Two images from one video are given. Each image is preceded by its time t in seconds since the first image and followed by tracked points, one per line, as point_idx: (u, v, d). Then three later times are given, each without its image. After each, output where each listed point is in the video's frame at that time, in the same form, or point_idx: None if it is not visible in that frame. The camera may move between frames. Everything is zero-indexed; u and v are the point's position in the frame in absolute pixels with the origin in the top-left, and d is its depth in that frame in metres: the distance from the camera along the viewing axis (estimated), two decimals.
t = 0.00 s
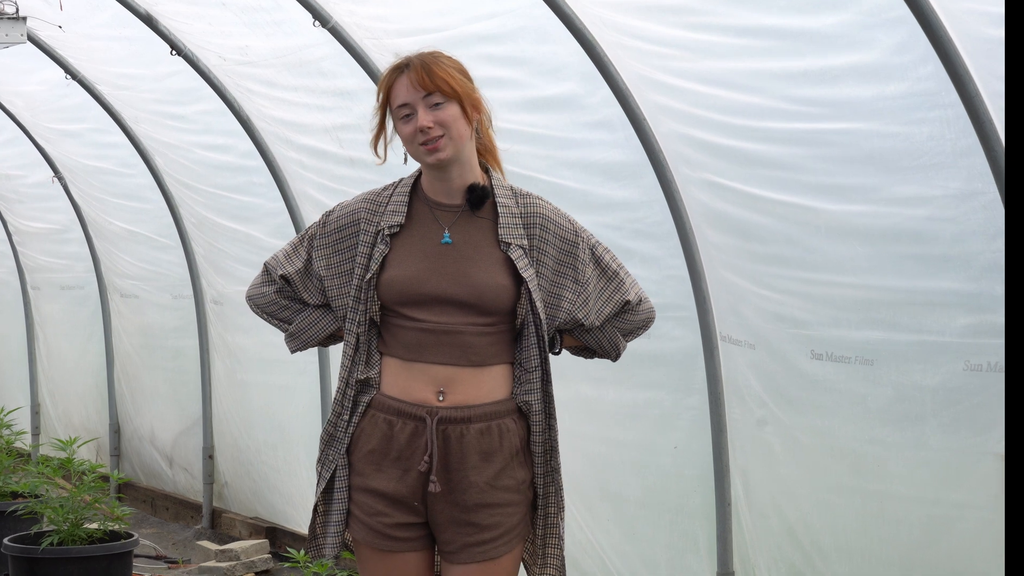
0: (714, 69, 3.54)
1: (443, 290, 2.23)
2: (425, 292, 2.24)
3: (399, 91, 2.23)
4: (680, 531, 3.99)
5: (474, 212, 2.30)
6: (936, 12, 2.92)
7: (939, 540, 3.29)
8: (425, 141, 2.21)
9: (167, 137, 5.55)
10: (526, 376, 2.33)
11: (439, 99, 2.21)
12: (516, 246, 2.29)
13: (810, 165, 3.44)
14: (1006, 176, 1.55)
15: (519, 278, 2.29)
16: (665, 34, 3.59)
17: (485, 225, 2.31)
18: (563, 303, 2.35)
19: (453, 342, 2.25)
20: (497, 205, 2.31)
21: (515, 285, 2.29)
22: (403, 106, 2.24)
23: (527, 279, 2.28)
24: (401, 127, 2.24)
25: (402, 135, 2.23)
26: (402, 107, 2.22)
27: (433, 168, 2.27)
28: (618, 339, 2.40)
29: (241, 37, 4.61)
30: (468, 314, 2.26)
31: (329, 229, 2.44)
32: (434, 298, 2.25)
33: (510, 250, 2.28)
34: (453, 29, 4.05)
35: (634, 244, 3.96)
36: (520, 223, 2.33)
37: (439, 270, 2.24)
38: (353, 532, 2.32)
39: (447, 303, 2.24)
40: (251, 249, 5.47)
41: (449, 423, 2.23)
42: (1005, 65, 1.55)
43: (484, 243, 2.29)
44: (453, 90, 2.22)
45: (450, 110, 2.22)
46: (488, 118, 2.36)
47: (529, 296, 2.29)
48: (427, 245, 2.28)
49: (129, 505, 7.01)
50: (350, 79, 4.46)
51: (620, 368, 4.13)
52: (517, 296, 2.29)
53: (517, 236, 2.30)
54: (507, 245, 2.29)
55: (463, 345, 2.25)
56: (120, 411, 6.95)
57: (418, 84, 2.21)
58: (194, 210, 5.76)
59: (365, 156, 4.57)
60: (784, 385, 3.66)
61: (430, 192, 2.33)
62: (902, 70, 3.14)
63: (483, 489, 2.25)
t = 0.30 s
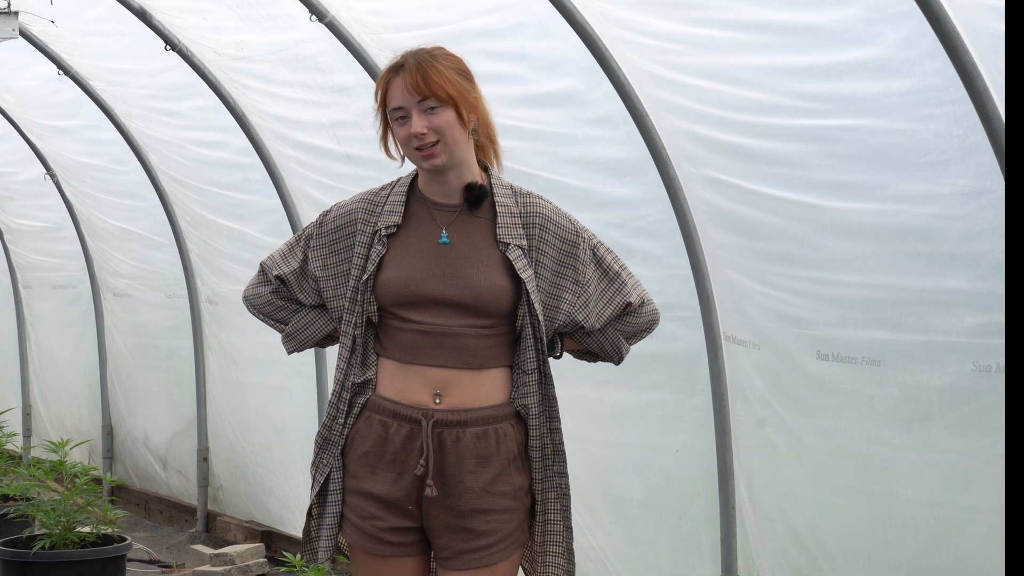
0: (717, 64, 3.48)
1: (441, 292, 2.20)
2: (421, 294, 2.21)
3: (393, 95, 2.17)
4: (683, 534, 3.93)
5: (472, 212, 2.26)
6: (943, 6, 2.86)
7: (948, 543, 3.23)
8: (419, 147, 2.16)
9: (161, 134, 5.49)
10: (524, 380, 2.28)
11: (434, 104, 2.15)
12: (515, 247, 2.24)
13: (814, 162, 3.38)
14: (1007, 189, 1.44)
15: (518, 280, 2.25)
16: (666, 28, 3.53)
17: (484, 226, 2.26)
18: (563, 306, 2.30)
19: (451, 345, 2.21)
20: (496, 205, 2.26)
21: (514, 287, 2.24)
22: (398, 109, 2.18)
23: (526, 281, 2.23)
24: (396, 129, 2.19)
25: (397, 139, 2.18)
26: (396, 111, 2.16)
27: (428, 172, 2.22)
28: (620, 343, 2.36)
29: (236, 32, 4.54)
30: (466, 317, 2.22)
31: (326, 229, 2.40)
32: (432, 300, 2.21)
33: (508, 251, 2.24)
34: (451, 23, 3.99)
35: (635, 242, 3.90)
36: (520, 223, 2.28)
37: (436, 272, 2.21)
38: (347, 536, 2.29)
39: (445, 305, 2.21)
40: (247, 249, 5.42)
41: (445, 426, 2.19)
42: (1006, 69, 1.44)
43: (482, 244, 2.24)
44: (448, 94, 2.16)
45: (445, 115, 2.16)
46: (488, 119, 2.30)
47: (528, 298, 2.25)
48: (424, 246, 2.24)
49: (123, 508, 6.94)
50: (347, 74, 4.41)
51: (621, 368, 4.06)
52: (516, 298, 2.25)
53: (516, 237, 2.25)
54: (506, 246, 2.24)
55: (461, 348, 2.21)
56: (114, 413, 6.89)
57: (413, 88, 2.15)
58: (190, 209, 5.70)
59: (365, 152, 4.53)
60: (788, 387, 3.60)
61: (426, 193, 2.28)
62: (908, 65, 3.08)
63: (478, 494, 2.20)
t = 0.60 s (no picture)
0: (722, 57, 3.40)
1: (438, 290, 2.12)
2: (417, 292, 2.13)
3: (394, 86, 2.10)
4: (687, 538, 3.86)
5: (471, 208, 2.18)
6: None
7: (959, 549, 3.15)
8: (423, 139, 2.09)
9: (154, 129, 5.40)
10: (523, 382, 2.19)
11: (437, 95, 2.09)
12: (514, 244, 2.16)
13: (822, 158, 3.30)
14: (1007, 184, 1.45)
15: (518, 278, 2.17)
16: (670, 20, 3.44)
17: (483, 222, 2.18)
18: (563, 304, 2.22)
19: (448, 344, 2.13)
20: (495, 200, 2.18)
21: (512, 285, 2.16)
22: (399, 101, 2.11)
23: (525, 279, 2.15)
24: (397, 122, 2.12)
25: (398, 131, 2.11)
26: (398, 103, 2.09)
27: (429, 166, 2.15)
28: (623, 344, 2.27)
29: (230, 23, 4.43)
30: (464, 316, 2.14)
31: (323, 225, 2.33)
32: (429, 299, 2.14)
33: (507, 249, 2.16)
34: (451, 15, 3.91)
35: (639, 240, 3.82)
36: (519, 220, 2.20)
37: (433, 269, 2.13)
38: (343, 540, 2.22)
39: (442, 304, 2.13)
40: (242, 246, 5.35)
41: (441, 427, 2.12)
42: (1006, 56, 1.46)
43: (480, 241, 2.16)
44: (451, 86, 2.09)
45: (448, 107, 2.09)
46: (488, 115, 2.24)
47: (528, 297, 2.17)
48: (421, 243, 2.17)
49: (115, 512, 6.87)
50: (345, 68, 4.34)
51: (625, 369, 3.99)
52: (516, 297, 2.17)
53: (515, 234, 2.17)
54: (504, 243, 2.16)
55: (458, 348, 2.14)
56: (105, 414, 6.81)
57: (416, 79, 2.08)
58: (183, 206, 5.62)
59: (361, 148, 4.46)
60: (796, 388, 3.52)
61: (425, 188, 2.20)
62: (919, 58, 3.00)
63: (475, 497, 2.13)
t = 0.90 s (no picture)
0: (726, 52, 3.35)
1: (429, 278, 2.10)
2: (409, 282, 2.11)
3: (419, 59, 2.10)
4: (691, 540, 3.81)
5: (461, 193, 2.17)
6: None
7: (966, 550, 3.11)
8: (430, 118, 2.08)
9: (151, 125, 5.36)
10: (520, 370, 2.17)
11: (457, 81, 2.10)
12: (506, 230, 2.15)
13: (828, 154, 3.25)
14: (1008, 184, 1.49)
15: (510, 265, 2.15)
16: (674, 15, 3.39)
17: (473, 206, 2.17)
18: (557, 289, 2.20)
19: (443, 334, 2.11)
20: (485, 185, 2.18)
21: (505, 271, 2.15)
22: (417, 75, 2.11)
23: (517, 265, 2.13)
24: (407, 95, 2.11)
25: (406, 103, 2.10)
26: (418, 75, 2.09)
27: (427, 151, 2.14)
28: (622, 327, 2.23)
29: (227, 19, 4.39)
30: (457, 305, 2.12)
31: (313, 218, 2.30)
32: (420, 288, 2.11)
33: (499, 235, 2.14)
34: (451, 10, 3.86)
35: (642, 238, 3.78)
36: (510, 206, 2.18)
37: (422, 256, 2.11)
38: (355, 543, 2.20)
39: (434, 292, 2.11)
40: (239, 244, 5.31)
41: (445, 421, 2.10)
42: (1006, 50, 1.50)
43: (472, 228, 2.15)
44: (472, 77, 2.11)
45: (463, 96, 2.10)
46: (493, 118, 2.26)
47: (520, 284, 2.15)
48: (411, 231, 2.14)
49: (110, 513, 6.83)
50: (344, 64, 4.30)
51: (627, 368, 3.94)
52: (509, 283, 2.15)
53: (506, 220, 2.16)
54: (496, 229, 2.15)
55: (454, 336, 2.12)
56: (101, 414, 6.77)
57: (442, 57, 2.09)
58: (179, 203, 5.58)
59: (360, 145, 4.43)
60: (800, 388, 3.48)
61: (416, 174, 2.19)
62: (926, 54, 2.96)
63: (484, 489, 2.11)
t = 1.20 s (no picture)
0: (731, 46, 3.29)
1: (423, 278, 2.11)
2: (403, 285, 2.12)
3: (445, 58, 2.11)
4: (696, 544, 3.75)
5: (449, 191, 2.19)
6: None
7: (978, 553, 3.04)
8: (441, 119, 2.10)
9: (145, 121, 5.29)
10: (522, 366, 2.20)
11: (474, 89, 2.13)
12: (497, 225, 2.17)
13: (836, 150, 3.19)
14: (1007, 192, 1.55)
15: (504, 259, 2.17)
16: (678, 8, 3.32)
17: (462, 202, 2.20)
18: (555, 280, 2.23)
19: (443, 336, 2.13)
20: (473, 181, 2.20)
21: (499, 266, 2.16)
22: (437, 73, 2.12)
23: (511, 259, 2.15)
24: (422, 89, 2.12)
25: (420, 98, 2.11)
26: (440, 74, 2.10)
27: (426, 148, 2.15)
28: (623, 313, 2.27)
29: (222, 11, 4.32)
30: (454, 304, 2.14)
31: (301, 227, 2.30)
32: (415, 290, 2.13)
33: (491, 230, 2.16)
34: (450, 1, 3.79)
35: (644, 235, 3.71)
36: (501, 203, 2.22)
37: (414, 257, 2.12)
38: (371, 555, 2.22)
39: (430, 293, 2.13)
40: (235, 243, 5.24)
41: (455, 423, 2.13)
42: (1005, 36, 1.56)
43: (464, 226, 2.17)
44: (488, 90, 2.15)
45: (476, 106, 2.14)
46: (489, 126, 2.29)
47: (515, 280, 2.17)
48: (401, 233, 2.15)
49: (102, 516, 6.75)
50: (342, 57, 4.23)
51: (630, 369, 3.87)
52: (504, 279, 2.17)
53: (497, 215, 2.18)
54: (488, 225, 2.17)
55: (453, 337, 2.14)
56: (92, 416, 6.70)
57: (467, 64, 2.12)
58: (174, 200, 5.51)
59: (358, 139, 4.36)
60: (807, 389, 3.41)
61: (408, 172, 2.21)
62: (936, 48, 2.88)
63: (498, 489, 2.14)
